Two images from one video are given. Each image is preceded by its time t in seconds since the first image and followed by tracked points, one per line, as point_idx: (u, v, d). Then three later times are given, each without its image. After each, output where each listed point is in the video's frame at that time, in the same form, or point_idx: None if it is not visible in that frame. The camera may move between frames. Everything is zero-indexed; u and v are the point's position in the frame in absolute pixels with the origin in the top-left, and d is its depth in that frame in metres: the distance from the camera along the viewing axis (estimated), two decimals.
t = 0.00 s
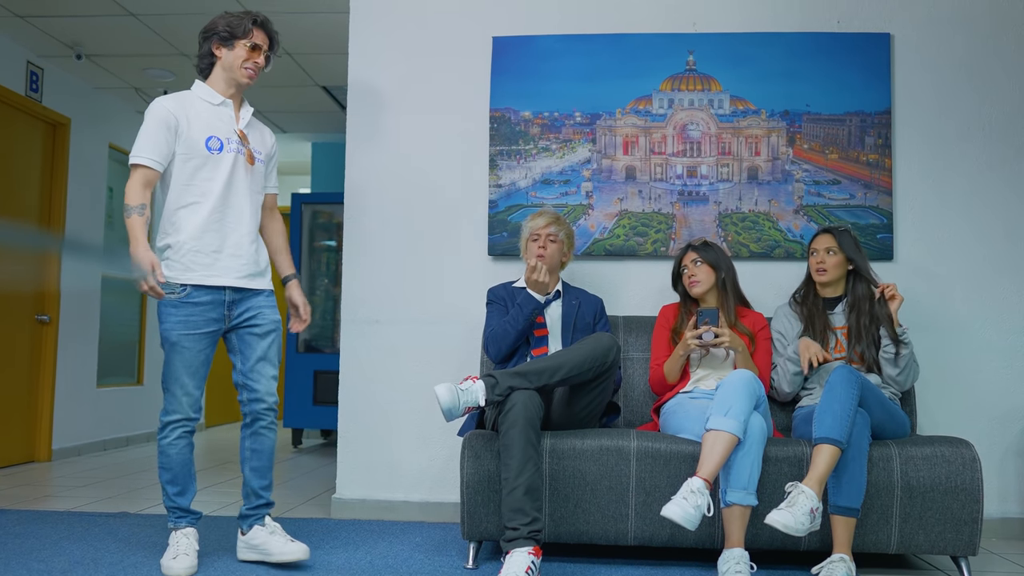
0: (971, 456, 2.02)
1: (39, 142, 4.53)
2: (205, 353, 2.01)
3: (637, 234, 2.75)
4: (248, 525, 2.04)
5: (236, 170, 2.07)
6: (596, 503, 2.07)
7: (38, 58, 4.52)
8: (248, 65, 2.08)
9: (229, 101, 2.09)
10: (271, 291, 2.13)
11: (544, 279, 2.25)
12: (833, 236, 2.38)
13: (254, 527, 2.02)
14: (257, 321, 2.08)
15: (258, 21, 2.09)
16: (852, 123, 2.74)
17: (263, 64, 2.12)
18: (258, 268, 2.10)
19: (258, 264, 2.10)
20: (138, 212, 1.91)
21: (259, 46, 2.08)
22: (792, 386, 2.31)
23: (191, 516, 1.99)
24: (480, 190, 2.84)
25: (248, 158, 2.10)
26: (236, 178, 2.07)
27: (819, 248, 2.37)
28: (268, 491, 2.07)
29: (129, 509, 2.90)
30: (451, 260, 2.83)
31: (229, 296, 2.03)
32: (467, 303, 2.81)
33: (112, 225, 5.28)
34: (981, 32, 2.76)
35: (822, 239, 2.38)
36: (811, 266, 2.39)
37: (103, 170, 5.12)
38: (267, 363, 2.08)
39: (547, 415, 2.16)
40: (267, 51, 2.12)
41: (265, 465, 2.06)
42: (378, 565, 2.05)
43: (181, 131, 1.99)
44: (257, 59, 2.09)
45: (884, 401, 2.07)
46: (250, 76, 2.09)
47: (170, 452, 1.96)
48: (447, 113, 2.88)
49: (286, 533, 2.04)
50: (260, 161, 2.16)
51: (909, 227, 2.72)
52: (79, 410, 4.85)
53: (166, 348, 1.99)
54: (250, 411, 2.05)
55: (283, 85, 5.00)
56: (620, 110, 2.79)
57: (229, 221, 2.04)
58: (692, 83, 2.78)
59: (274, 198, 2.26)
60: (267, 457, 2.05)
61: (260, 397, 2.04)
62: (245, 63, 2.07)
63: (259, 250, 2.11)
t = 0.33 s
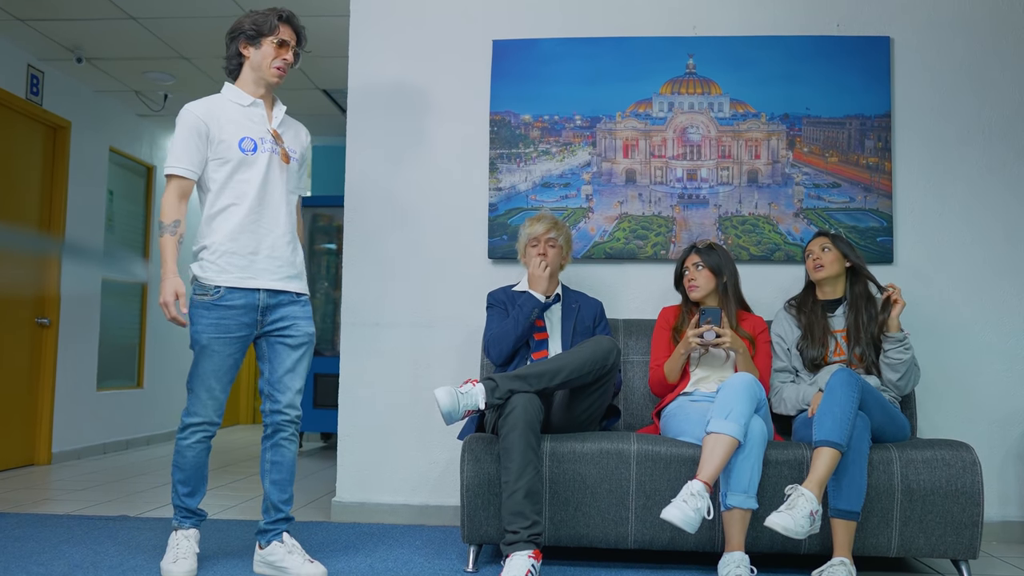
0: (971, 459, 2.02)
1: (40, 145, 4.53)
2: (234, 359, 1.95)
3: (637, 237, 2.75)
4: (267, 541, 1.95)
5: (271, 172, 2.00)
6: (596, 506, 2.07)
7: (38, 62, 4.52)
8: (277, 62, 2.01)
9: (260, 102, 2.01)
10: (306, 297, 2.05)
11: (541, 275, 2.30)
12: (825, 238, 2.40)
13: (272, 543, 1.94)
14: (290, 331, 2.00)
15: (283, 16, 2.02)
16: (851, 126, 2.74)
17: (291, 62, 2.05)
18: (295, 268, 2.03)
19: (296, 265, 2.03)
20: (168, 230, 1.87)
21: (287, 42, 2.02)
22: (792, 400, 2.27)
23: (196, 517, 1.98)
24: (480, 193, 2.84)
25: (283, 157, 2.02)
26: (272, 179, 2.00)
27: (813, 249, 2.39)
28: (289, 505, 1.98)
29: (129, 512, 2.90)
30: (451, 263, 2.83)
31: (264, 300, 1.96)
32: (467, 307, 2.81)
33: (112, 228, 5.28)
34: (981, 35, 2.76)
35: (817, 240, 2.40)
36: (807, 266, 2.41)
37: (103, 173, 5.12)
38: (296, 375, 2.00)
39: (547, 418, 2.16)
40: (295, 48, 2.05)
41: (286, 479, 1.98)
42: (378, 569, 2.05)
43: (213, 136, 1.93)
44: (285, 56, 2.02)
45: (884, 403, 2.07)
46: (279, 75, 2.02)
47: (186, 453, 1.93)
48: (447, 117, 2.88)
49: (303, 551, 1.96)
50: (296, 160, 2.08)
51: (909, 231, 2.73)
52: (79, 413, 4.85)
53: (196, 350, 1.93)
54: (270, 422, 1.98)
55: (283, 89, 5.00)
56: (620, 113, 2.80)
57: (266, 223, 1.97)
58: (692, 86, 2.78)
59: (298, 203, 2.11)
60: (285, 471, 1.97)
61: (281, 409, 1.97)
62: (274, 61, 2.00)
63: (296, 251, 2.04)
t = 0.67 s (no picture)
0: (971, 463, 2.02)
1: (40, 148, 4.53)
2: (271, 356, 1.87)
3: (637, 240, 2.75)
4: (266, 543, 1.95)
5: (299, 181, 1.94)
6: (596, 510, 2.07)
7: (39, 64, 4.53)
8: (304, 67, 1.96)
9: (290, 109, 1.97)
10: (334, 304, 2.00)
11: (549, 283, 2.29)
12: (825, 241, 2.40)
13: (272, 546, 1.94)
14: (314, 336, 1.97)
15: (307, 19, 1.97)
16: (851, 129, 2.74)
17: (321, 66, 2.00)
18: (320, 277, 1.97)
19: (323, 274, 1.97)
20: (195, 237, 1.84)
21: (314, 45, 1.97)
22: (788, 404, 2.28)
23: (213, 509, 1.91)
24: (480, 196, 2.85)
25: (309, 166, 1.96)
26: (300, 188, 1.94)
27: (813, 252, 2.38)
28: (292, 510, 1.98)
29: (128, 514, 2.90)
30: (451, 266, 2.83)
31: (293, 303, 1.90)
32: (467, 310, 2.81)
33: (112, 230, 5.29)
34: (981, 39, 2.77)
35: (817, 244, 2.40)
36: (807, 269, 2.41)
37: (103, 175, 5.12)
38: (314, 380, 1.98)
39: (547, 422, 2.17)
40: (324, 50, 2.00)
41: (292, 483, 1.97)
42: (377, 571, 2.05)
43: (240, 144, 1.90)
44: (314, 60, 1.97)
45: (883, 407, 2.07)
46: (308, 79, 1.97)
47: (221, 454, 1.84)
48: (447, 120, 2.88)
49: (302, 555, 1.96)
50: (326, 168, 2.02)
51: (909, 234, 2.73)
52: (79, 415, 4.85)
53: (231, 350, 1.85)
54: (282, 425, 1.97)
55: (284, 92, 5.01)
56: (620, 116, 2.80)
57: (293, 231, 1.92)
58: (692, 90, 2.79)
59: (357, 197, 2.14)
60: (293, 477, 1.97)
61: (294, 413, 1.95)
62: (301, 65, 1.96)
63: (324, 259, 1.98)
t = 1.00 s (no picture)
0: (971, 466, 2.02)
1: (40, 149, 4.53)
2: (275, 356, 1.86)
3: (637, 242, 2.75)
4: (265, 545, 1.94)
5: (314, 184, 1.94)
6: (596, 511, 2.07)
7: (39, 66, 4.53)
8: (325, 70, 1.95)
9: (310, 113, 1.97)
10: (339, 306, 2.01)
11: (559, 291, 2.27)
12: (824, 243, 2.40)
13: (271, 548, 1.93)
14: (320, 339, 1.97)
15: (328, 22, 1.96)
16: (851, 132, 2.74)
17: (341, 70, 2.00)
18: (326, 281, 1.96)
19: (329, 278, 1.97)
20: (210, 231, 1.82)
21: (334, 49, 1.95)
22: (788, 407, 2.26)
23: (227, 536, 1.82)
24: (481, 198, 2.85)
25: (325, 172, 1.97)
26: (314, 192, 1.94)
27: (813, 255, 2.39)
28: (291, 511, 1.97)
29: (127, 516, 2.89)
30: (451, 268, 2.83)
31: (302, 303, 1.90)
32: (467, 311, 2.81)
33: (111, 231, 5.29)
34: (981, 42, 2.77)
35: (818, 246, 2.40)
36: (806, 273, 2.41)
37: (103, 176, 5.12)
38: (318, 382, 1.98)
39: (546, 424, 2.17)
40: (344, 54, 1.99)
41: (292, 484, 1.97)
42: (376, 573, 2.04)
43: (259, 142, 1.90)
44: (334, 64, 1.96)
45: (883, 410, 2.07)
46: (329, 82, 1.97)
47: (226, 463, 1.79)
48: (448, 122, 2.88)
49: (300, 556, 1.97)
50: (340, 175, 2.03)
51: (909, 237, 2.73)
52: (78, 416, 4.85)
53: (237, 349, 1.84)
54: (283, 426, 1.96)
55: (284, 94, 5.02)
56: (620, 118, 2.80)
57: (304, 233, 1.91)
58: (692, 92, 2.79)
59: (359, 208, 2.14)
60: (294, 477, 1.96)
61: (297, 414, 1.95)
62: (322, 69, 1.95)
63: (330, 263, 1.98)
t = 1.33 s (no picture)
0: (970, 467, 2.02)
1: (40, 150, 4.53)
2: (272, 362, 1.87)
3: (636, 243, 2.75)
4: (264, 547, 1.95)
5: (314, 187, 1.95)
6: (596, 514, 2.07)
7: (39, 67, 4.53)
8: (334, 75, 1.98)
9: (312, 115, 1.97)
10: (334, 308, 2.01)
11: (559, 292, 2.28)
12: (825, 245, 2.41)
13: (270, 549, 1.93)
14: (318, 340, 1.97)
15: (343, 29, 1.98)
16: (851, 133, 2.74)
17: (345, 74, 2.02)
18: (321, 283, 1.97)
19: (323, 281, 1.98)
20: (212, 228, 1.81)
21: (344, 56, 1.99)
22: (788, 409, 2.26)
23: (204, 533, 1.81)
24: (481, 200, 2.85)
25: (325, 176, 1.98)
26: (314, 196, 1.95)
27: (812, 257, 2.39)
28: (290, 513, 1.97)
29: (127, 517, 2.89)
30: (451, 269, 2.83)
31: (298, 308, 1.90)
32: (467, 313, 2.81)
33: (111, 233, 5.28)
34: (981, 44, 2.77)
35: (818, 246, 2.41)
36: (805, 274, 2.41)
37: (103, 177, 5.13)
38: (314, 385, 1.98)
39: (546, 426, 2.17)
40: (350, 61, 2.02)
41: (291, 486, 1.97)
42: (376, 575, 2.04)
43: (262, 141, 1.88)
44: (342, 70, 2.00)
45: (883, 411, 2.07)
46: (336, 86, 2.00)
47: (214, 467, 1.79)
48: (448, 123, 2.88)
49: (300, 558, 1.97)
50: (335, 178, 2.03)
51: (908, 238, 2.73)
52: (77, 418, 4.84)
53: (235, 355, 1.84)
54: (282, 429, 1.95)
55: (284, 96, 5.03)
56: (620, 120, 2.80)
57: (303, 236, 1.91)
58: (691, 93, 2.79)
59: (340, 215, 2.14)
60: (291, 479, 1.96)
61: (295, 417, 1.95)
62: (331, 73, 1.97)
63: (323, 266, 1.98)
